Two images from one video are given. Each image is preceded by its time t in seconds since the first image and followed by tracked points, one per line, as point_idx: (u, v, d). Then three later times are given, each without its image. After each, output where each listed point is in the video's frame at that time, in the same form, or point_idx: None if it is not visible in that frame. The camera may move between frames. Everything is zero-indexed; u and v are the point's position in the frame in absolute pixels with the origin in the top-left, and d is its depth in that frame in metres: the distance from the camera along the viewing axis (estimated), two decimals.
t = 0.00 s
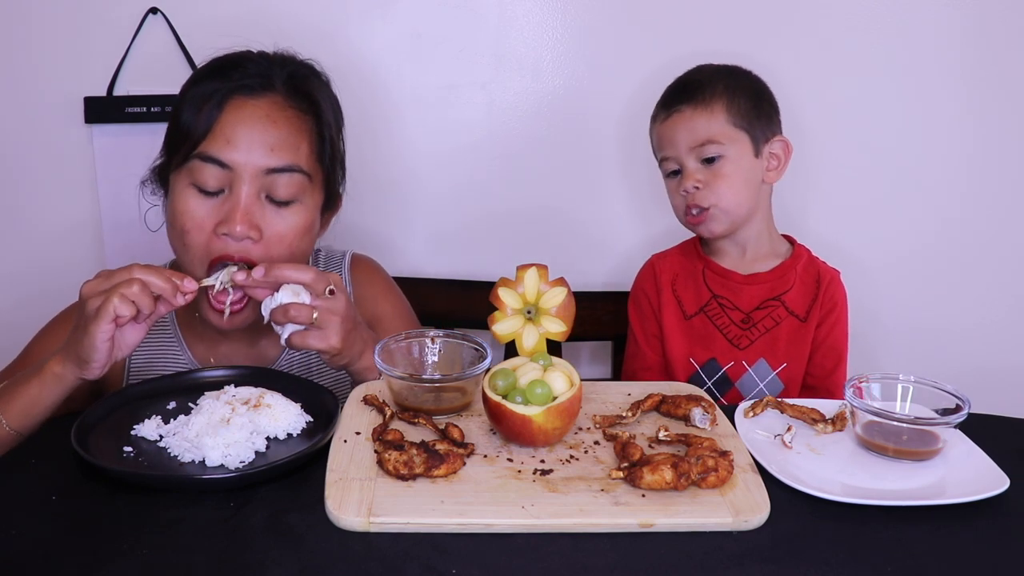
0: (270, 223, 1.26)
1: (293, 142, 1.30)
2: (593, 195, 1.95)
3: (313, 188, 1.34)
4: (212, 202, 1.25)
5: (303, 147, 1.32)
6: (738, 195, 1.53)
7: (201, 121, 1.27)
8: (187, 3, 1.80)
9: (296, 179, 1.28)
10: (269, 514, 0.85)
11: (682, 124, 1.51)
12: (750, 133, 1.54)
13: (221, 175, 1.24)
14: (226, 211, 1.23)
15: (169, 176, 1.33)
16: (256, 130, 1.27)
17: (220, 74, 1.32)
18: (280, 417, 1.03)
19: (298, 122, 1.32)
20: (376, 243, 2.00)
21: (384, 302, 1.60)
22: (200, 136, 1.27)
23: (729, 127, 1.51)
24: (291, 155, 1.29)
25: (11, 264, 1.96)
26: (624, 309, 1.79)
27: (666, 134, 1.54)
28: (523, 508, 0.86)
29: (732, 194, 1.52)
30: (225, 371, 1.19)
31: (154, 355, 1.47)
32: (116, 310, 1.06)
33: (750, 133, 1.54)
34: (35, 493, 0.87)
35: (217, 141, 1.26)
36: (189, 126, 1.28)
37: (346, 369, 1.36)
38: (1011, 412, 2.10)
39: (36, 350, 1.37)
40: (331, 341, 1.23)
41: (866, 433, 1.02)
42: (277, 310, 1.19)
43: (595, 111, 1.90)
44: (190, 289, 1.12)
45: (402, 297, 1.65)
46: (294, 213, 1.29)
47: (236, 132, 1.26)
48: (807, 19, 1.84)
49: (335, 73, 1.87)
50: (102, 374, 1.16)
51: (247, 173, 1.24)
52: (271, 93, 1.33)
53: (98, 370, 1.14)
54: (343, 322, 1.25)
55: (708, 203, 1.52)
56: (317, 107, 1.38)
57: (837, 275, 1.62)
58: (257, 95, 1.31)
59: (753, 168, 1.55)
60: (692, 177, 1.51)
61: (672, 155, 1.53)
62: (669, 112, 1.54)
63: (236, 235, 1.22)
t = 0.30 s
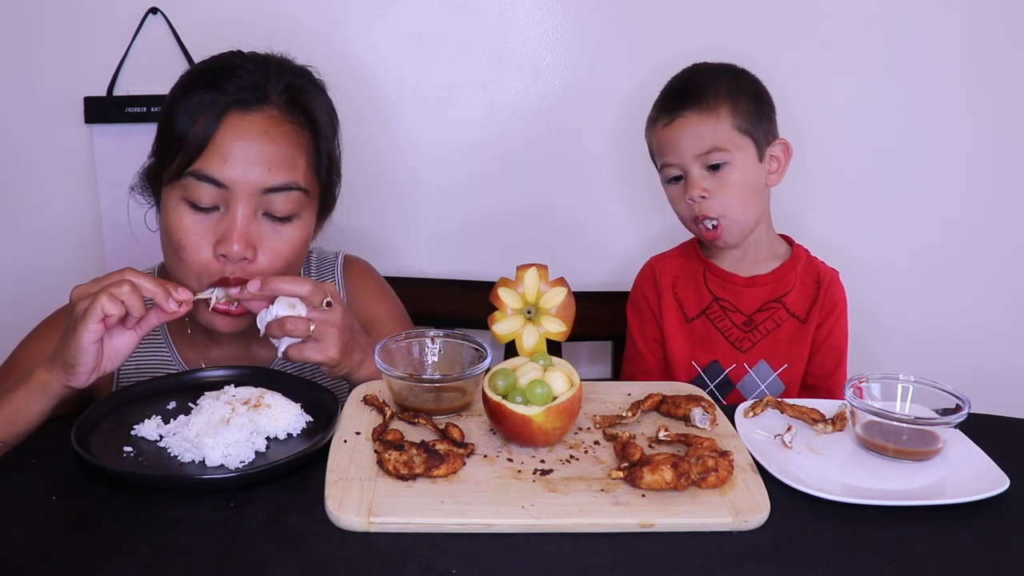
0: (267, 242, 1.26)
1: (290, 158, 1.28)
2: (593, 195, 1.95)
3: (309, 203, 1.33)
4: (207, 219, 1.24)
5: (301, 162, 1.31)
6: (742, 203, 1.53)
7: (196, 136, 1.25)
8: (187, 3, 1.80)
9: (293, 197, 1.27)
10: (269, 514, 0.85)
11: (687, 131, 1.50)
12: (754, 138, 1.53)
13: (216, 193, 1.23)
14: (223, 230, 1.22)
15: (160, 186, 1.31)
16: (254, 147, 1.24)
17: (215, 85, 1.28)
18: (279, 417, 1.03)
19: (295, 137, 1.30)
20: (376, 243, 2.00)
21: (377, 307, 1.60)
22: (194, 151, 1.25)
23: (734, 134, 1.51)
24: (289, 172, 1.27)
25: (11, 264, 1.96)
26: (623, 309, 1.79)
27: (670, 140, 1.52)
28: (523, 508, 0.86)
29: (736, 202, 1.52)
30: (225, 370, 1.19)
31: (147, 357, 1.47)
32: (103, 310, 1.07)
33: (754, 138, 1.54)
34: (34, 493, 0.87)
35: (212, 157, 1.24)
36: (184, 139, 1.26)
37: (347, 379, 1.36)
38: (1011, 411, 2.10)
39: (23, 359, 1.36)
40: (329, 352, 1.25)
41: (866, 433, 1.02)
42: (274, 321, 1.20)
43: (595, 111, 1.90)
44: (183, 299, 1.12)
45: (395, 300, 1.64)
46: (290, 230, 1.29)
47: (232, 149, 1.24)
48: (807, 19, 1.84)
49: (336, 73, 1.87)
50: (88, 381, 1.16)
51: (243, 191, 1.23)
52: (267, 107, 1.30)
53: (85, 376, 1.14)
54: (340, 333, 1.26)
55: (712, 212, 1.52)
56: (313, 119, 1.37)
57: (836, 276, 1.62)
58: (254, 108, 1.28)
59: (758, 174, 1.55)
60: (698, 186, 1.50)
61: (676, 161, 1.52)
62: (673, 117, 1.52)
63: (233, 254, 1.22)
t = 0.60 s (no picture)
0: (268, 245, 1.26)
1: (289, 161, 1.28)
2: (593, 195, 1.95)
3: (310, 204, 1.33)
4: (208, 224, 1.24)
5: (300, 164, 1.30)
6: (749, 205, 1.53)
7: (195, 141, 1.25)
8: (187, 3, 1.80)
9: (293, 199, 1.27)
10: (269, 514, 0.85)
11: (697, 132, 1.50)
12: (763, 141, 1.54)
13: (216, 198, 1.23)
14: (224, 235, 1.23)
15: (161, 190, 1.31)
16: (253, 152, 1.24)
17: (212, 89, 1.27)
18: (279, 417, 1.03)
19: (294, 140, 1.30)
20: (376, 243, 2.00)
21: (380, 308, 1.60)
22: (194, 156, 1.25)
23: (743, 137, 1.51)
24: (288, 175, 1.27)
25: (11, 263, 1.96)
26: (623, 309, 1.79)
27: (679, 141, 1.52)
28: (523, 508, 0.86)
29: (743, 204, 1.53)
30: (225, 370, 1.19)
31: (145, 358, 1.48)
32: (108, 307, 1.07)
33: (763, 141, 1.54)
34: (35, 493, 0.87)
35: (212, 163, 1.24)
36: (183, 145, 1.25)
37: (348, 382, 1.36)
38: (1011, 411, 2.10)
39: (27, 359, 1.36)
40: (331, 358, 1.26)
41: (866, 433, 1.02)
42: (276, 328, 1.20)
43: (596, 111, 1.90)
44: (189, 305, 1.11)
45: (397, 301, 1.65)
46: (291, 232, 1.29)
47: (232, 154, 1.23)
48: (807, 20, 1.84)
49: (336, 73, 1.87)
50: (91, 382, 1.16)
51: (243, 196, 1.23)
52: (265, 110, 1.29)
53: (86, 375, 1.14)
54: (342, 338, 1.27)
55: (718, 213, 1.52)
56: (312, 120, 1.36)
57: (837, 278, 1.63)
58: (252, 112, 1.28)
59: (766, 177, 1.55)
60: (706, 187, 1.51)
61: (684, 161, 1.52)
62: (683, 117, 1.52)
63: (234, 258, 1.22)
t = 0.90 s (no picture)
0: (274, 245, 1.26)
1: (293, 161, 1.28)
2: (593, 195, 1.95)
3: (314, 204, 1.33)
4: (213, 225, 1.24)
5: (304, 165, 1.30)
6: (757, 206, 1.53)
7: (200, 142, 1.24)
8: (187, 3, 1.80)
9: (298, 199, 1.27)
10: (268, 514, 0.85)
11: (706, 132, 1.50)
12: (772, 143, 1.54)
13: (221, 199, 1.23)
14: (229, 235, 1.23)
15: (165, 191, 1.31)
16: (257, 152, 1.24)
17: (216, 90, 1.27)
18: (279, 417, 1.03)
19: (297, 140, 1.30)
20: (376, 243, 2.00)
21: (383, 307, 1.60)
22: (199, 157, 1.24)
23: (753, 138, 1.51)
24: (293, 175, 1.27)
25: (12, 263, 1.96)
26: (623, 309, 1.79)
27: (688, 140, 1.52)
28: (522, 508, 0.86)
29: (751, 205, 1.52)
30: (227, 370, 1.19)
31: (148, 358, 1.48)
32: (117, 310, 1.07)
33: (772, 142, 1.54)
34: (35, 492, 0.87)
35: (216, 163, 1.24)
36: (189, 146, 1.25)
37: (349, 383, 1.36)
38: (1011, 412, 2.10)
39: (33, 359, 1.37)
40: (337, 360, 1.26)
41: (866, 433, 1.02)
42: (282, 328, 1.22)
43: (595, 110, 1.90)
44: (196, 309, 1.12)
45: (400, 302, 1.65)
46: (296, 232, 1.29)
47: (236, 155, 1.23)
48: (807, 20, 1.84)
49: (336, 74, 1.87)
50: (98, 386, 1.15)
51: (248, 197, 1.23)
52: (269, 111, 1.29)
53: (93, 379, 1.14)
54: (348, 339, 1.27)
55: (725, 213, 1.52)
56: (315, 120, 1.36)
57: (840, 280, 1.63)
58: (256, 113, 1.28)
59: (774, 178, 1.55)
60: (714, 187, 1.50)
61: (693, 161, 1.52)
62: (692, 116, 1.52)
63: (240, 259, 1.23)
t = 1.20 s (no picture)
0: (271, 246, 1.26)
1: (290, 163, 1.28)
2: (593, 194, 1.95)
3: (312, 205, 1.33)
4: (210, 226, 1.24)
5: (301, 166, 1.30)
6: (756, 203, 1.53)
7: (197, 145, 1.25)
8: (186, 3, 1.80)
9: (296, 201, 1.27)
10: (268, 514, 0.85)
11: (710, 120, 1.50)
12: (776, 140, 1.54)
13: (218, 201, 1.23)
14: (227, 237, 1.23)
15: (163, 193, 1.32)
16: (253, 154, 1.24)
17: (212, 92, 1.27)
18: (279, 417, 1.03)
19: (294, 142, 1.30)
20: (376, 243, 2.00)
21: (383, 307, 1.60)
22: (195, 160, 1.25)
23: (757, 131, 1.51)
24: (289, 177, 1.27)
25: (12, 263, 1.96)
26: (623, 309, 1.79)
27: (692, 129, 1.51)
28: (522, 508, 0.86)
29: (750, 200, 1.52)
30: (227, 370, 1.19)
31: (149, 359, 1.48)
32: (118, 308, 1.07)
33: (776, 139, 1.54)
34: (35, 493, 0.87)
35: (213, 166, 1.24)
36: (185, 148, 1.26)
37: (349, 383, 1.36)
38: (1011, 411, 2.10)
39: (34, 357, 1.37)
40: (337, 360, 1.26)
41: (866, 433, 1.02)
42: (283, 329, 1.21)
43: (595, 110, 1.90)
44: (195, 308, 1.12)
45: (400, 302, 1.65)
46: (294, 233, 1.29)
47: (232, 157, 1.23)
48: (807, 20, 1.84)
49: (336, 74, 1.87)
50: (99, 383, 1.16)
51: (245, 199, 1.23)
52: (265, 113, 1.29)
53: (94, 376, 1.14)
54: (350, 340, 1.27)
55: (724, 206, 1.51)
56: (312, 122, 1.36)
57: (840, 279, 1.63)
58: (252, 115, 1.28)
59: (776, 176, 1.55)
60: (715, 177, 1.50)
61: (695, 150, 1.52)
62: (698, 105, 1.52)
63: (237, 260, 1.23)
